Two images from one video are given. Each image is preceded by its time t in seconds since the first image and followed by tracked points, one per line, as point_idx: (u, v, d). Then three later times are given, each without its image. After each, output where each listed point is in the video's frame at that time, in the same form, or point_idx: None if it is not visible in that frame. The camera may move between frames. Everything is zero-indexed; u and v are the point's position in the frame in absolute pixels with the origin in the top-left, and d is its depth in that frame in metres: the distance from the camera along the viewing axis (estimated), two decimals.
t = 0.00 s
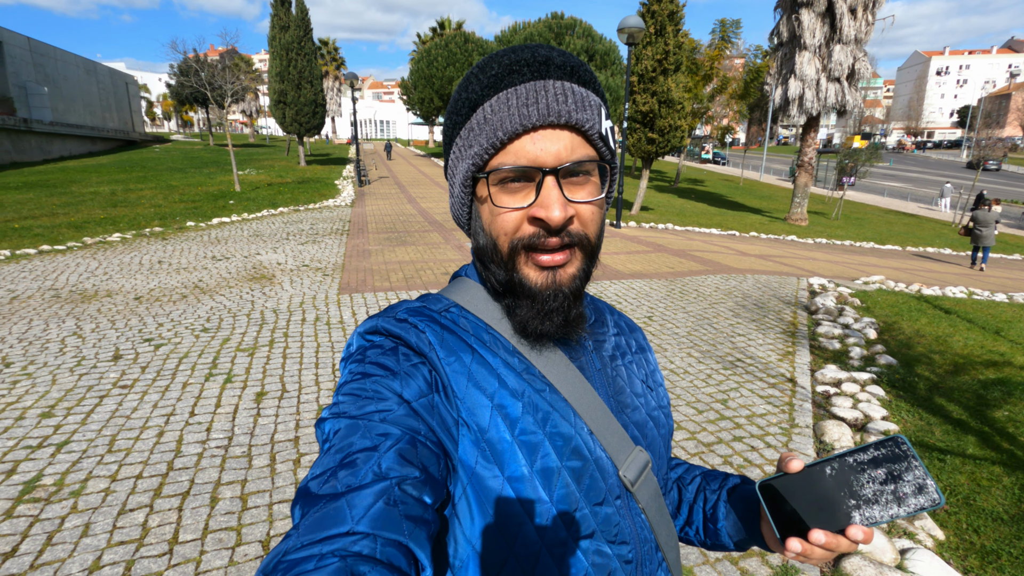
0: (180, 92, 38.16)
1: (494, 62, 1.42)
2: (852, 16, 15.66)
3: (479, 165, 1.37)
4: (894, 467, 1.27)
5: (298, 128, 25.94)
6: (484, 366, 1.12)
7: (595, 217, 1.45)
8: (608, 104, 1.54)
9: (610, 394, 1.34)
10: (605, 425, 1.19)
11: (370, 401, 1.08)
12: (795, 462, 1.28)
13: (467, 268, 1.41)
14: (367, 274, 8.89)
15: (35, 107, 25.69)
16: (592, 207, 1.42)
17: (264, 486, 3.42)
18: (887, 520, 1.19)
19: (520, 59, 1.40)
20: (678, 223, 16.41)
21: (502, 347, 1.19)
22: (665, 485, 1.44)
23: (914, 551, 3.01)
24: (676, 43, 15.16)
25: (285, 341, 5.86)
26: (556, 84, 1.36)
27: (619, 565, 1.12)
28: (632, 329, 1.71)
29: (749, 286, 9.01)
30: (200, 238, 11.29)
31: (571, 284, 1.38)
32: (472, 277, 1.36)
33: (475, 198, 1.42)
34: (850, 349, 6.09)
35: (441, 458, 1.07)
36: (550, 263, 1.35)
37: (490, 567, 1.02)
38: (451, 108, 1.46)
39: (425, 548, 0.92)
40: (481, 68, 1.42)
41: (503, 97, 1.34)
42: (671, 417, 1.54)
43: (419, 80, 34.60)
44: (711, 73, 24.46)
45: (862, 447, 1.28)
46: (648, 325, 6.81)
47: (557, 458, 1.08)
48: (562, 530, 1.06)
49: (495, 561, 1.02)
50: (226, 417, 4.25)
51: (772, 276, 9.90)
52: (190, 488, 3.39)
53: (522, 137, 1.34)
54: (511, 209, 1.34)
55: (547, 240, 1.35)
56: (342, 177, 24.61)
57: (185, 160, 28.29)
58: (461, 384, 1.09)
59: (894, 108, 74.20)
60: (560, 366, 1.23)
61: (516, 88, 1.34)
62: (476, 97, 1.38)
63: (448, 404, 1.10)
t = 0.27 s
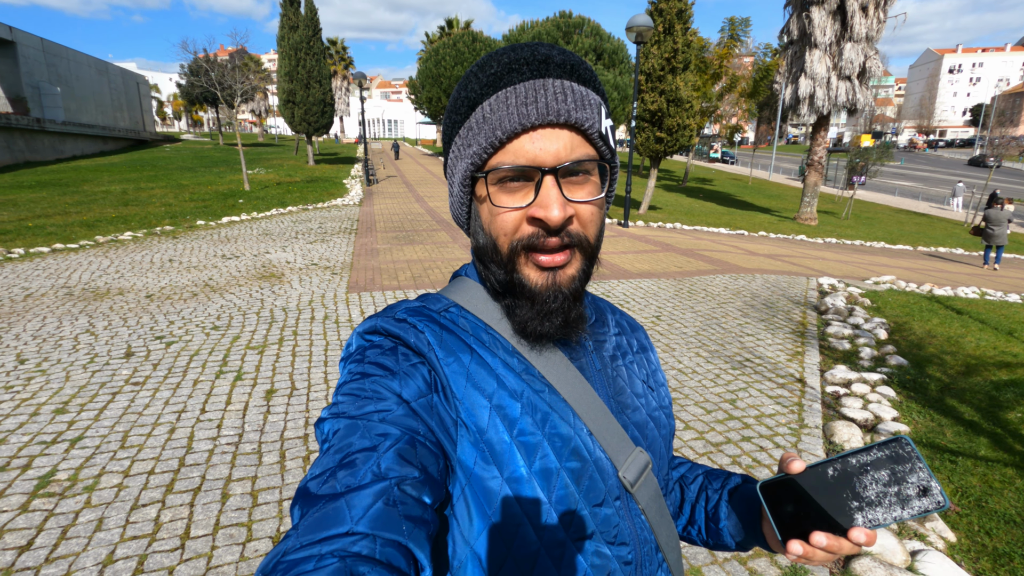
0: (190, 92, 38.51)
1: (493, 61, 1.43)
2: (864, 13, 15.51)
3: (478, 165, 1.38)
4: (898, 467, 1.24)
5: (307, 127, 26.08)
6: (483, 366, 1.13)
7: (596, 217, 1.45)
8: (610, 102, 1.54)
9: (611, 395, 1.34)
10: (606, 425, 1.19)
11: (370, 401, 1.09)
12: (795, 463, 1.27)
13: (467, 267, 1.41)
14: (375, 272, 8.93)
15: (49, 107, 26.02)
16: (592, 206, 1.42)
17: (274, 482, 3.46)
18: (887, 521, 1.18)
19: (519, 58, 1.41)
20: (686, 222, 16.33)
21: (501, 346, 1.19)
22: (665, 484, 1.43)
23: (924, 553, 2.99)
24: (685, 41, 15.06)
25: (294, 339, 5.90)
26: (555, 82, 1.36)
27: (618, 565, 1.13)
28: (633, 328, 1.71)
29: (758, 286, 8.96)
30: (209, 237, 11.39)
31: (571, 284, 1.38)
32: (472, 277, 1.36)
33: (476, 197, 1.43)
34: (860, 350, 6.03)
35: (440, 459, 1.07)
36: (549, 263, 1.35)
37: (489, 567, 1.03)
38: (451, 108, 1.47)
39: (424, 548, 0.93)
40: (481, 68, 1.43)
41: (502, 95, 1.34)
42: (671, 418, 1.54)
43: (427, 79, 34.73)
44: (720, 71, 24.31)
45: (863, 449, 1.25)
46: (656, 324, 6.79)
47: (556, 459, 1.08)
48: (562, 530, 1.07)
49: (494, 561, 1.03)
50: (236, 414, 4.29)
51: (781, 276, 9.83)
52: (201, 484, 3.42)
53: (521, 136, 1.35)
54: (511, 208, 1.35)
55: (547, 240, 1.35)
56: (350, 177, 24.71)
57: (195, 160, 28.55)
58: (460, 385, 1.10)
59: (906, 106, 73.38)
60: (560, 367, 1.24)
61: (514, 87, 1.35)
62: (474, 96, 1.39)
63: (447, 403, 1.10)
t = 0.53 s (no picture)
0: (193, 95, 38.67)
1: (490, 62, 1.44)
2: (865, 16, 15.53)
3: (477, 165, 1.40)
4: (894, 460, 1.23)
5: (309, 130, 26.17)
6: (481, 364, 1.13)
7: (594, 215, 1.45)
8: (607, 103, 1.55)
9: (610, 392, 1.35)
10: (605, 424, 1.20)
11: (368, 401, 1.09)
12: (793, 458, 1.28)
13: (466, 266, 1.43)
14: (377, 274, 8.95)
15: (53, 110, 26.18)
16: (590, 205, 1.42)
17: (277, 483, 3.46)
18: (885, 516, 1.15)
19: (517, 58, 1.42)
20: (688, 225, 16.33)
21: (500, 345, 1.20)
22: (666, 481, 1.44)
23: (927, 555, 2.98)
24: (686, 44, 15.08)
25: (296, 341, 5.91)
26: (552, 82, 1.37)
27: (619, 563, 1.14)
28: (633, 326, 1.71)
29: (760, 288, 8.96)
30: (212, 239, 11.43)
31: (570, 282, 1.38)
32: (470, 277, 1.37)
33: (474, 196, 1.43)
34: (862, 352, 6.03)
35: (438, 458, 1.08)
36: (548, 260, 1.35)
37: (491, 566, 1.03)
38: (450, 109, 1.48)
39: (423, 547, 0.93)
40: (478, 69, 1.44)
41: (499, 96, 1.36)
42: (672, 417, 1.55)
43: (430, 83, 34.85)
44: (722, 74, 24.34)
45: (858, 443, 1.25)
46: (658, 327, 6.79)
47: (556, 457, 1.09)
48: (561, 527, 1.08)
49: (495, 559, 1.03)
50: (239, 416, 4.30)
51: (783, 278, 9.82)
52: (204, 485, 3.43)
53: (518, 136, 1.36)
54: (508, 208, 1.35)
55: (545, 238, 1.36)
56: (353, 179, 24.77)
57: (197, 163, 28.64)
58: (460, 383, 1.10)
59: (908, 109, 73.34)
60: (559, 365, 1.24)
61: (511, 87, 1.36)
62: (472, 96, 1.41)
63: (446, 402, 1.11)
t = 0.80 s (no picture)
0: (197, 91, 38.80)
1: (500, 57, 1.36)
2: (872, 9, 15.28)
3: (481, 162, 1.32)
4: (768, 490, 1.20)
5: (311, 126, 26.17)
6: (479, 362, 1.08)
7: (596, 219, 1.39)
8: (613, 106, 1.49)
9: (603, 395, 1.28)
10: (600, 425, 1.15)
11: (363, 396, 1.03)
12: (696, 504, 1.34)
13: (462, 263, 1.36)
14: (370, 272, 8.93)
15: (57, 107, 26.36)
16: (593, 207, 1.35)
17: (241, 490, 3.44)
18: (782, 542, 1.18)
19: (526, 56, 1.35)
20: (689, 221, 16.20)
21: (497, 343, 1.14)
22: (654, 484, 1.38)
23: (908, 570, 2.90)
24: (688, 38, 14.89)
25: (279, 341, 5.91)
26: (561, 83, 1.30)
27: (606, 565, 1.09)
28: (627, 326, 1.65)
29: (757, 286, 8.87)
30: (208, 236, 11.46)
31: (569, 282, 1.32)
32: (468, 273, 1.30)
33: (474, 193, 1.37)
34: (857, 353, 5.94)
35: (433, 454, 1.02)
36: (547, 260, 1.29)
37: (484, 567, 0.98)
38: (453, 104, 1.40)
39: (416, 544, 0.88)
40: (487, 64, 1.37)
41: (507, 93, 1.28)
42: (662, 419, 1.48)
43: (433, 78, 34.79)
44: (726, 68, 24.07)
45: (732, 480, 1.26)
46: (648, 326, 6.73)
47: (550, 458, 1.04)
48: (553, 527, 1.03)
49: (491, 557, 0.99)
50: (211, 419, 4.30)
51: (782, 276, 9.72)
52: (166, 492, 3.42)
53: (524, 134, 1.28)
54: (510, 207, 1.28)
55: (547, 239, 1.29)
56: (354, 175, 24.78)
57: (200, 159, 28.76)
58: (456, 381, 1.05)
59: (917, 103, 72.38)
60: (555, 367, 1.18)
61: (520, 85, 1.29)
62: (479, 93, 1.33)
63: (441, 399, 1.05)
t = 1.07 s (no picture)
0: (207, 95, 39.19)
1: (496, 60, 1.36)
2: (881, 12, 15.20)
3: (479, 166, 1.32)
4: (788, 350, 1.23)
5: (319, 130, 26.34)
6: (479, 362, 1.07)
7: (595, 219, 1.38)
8: (611, 106, 1.48)
9: (603, 394, 1.27)
10: (599, 425, 1.13)
11: (364, 397, 1.03)
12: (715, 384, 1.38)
13: (462, 265, 1.36)
14: (375, 275, 8.95)
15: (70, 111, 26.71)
16: (592, 209, 1.35)
17: (241, 493, 3.45)
18: (796, 408, 1.16)
19: (522, 59, 1.34)
20: (696, 225, 16.13)
21: (496, 344, 1.13)
22: (657, 485, 1.36)
23: None
24: (695, 42, 14.87)
25: (283, 344, 5.94)
26: (558, 85, 1.29)
27: (607, 565, 1.08)
28: (627, 325, 1.64)
29: (764, 291, 8.80)
30: (216, 239, 11.54)
31: (569, 284, 1.31)
32: (467, 275, 1.30)
33: (475, 198, 1.36)
34: (865, 359, 5.87)
35: (435, 455, 1.01)
36: (548, 262, 1.29)
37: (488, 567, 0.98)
38: (451, 107, 1.40)
39: (418, 544, 0.87)
40: (482, 67, 1.36)
41: (504, 96, 1.28)
42: (663, 419, 1.47)
43: (440, 82, 34.96)
44: (734, 72, 24.02)
45: (755, 348, 1.30)
46: (654, 331, 6.69)
47: (551, 458, 1.03)
48: (556, 526, 1.02)
49: (496, 557, 0.98)
50: (213, 421, 4.32)
51: (789, 280, 9.64)
52: (167, 494, 3.43)
53: (524, 138, 1.28)
54: (511, 210, 1.28)
55: (548, 243, 1.29)
56: (361, 179, 24.91)
57: (209, 162, 29.03)
58: (457, 380, 1.04)
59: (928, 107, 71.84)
60: (556, 367, 1.17)
61: (517, 88, 1.28)
62: (476, 96, 1.32)
63: (442, 399, 1.04)
